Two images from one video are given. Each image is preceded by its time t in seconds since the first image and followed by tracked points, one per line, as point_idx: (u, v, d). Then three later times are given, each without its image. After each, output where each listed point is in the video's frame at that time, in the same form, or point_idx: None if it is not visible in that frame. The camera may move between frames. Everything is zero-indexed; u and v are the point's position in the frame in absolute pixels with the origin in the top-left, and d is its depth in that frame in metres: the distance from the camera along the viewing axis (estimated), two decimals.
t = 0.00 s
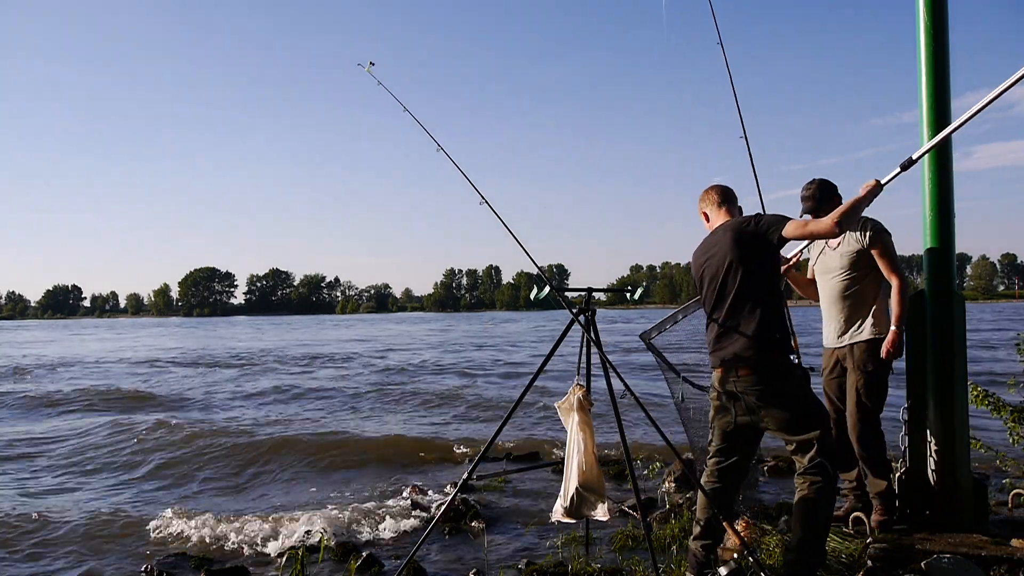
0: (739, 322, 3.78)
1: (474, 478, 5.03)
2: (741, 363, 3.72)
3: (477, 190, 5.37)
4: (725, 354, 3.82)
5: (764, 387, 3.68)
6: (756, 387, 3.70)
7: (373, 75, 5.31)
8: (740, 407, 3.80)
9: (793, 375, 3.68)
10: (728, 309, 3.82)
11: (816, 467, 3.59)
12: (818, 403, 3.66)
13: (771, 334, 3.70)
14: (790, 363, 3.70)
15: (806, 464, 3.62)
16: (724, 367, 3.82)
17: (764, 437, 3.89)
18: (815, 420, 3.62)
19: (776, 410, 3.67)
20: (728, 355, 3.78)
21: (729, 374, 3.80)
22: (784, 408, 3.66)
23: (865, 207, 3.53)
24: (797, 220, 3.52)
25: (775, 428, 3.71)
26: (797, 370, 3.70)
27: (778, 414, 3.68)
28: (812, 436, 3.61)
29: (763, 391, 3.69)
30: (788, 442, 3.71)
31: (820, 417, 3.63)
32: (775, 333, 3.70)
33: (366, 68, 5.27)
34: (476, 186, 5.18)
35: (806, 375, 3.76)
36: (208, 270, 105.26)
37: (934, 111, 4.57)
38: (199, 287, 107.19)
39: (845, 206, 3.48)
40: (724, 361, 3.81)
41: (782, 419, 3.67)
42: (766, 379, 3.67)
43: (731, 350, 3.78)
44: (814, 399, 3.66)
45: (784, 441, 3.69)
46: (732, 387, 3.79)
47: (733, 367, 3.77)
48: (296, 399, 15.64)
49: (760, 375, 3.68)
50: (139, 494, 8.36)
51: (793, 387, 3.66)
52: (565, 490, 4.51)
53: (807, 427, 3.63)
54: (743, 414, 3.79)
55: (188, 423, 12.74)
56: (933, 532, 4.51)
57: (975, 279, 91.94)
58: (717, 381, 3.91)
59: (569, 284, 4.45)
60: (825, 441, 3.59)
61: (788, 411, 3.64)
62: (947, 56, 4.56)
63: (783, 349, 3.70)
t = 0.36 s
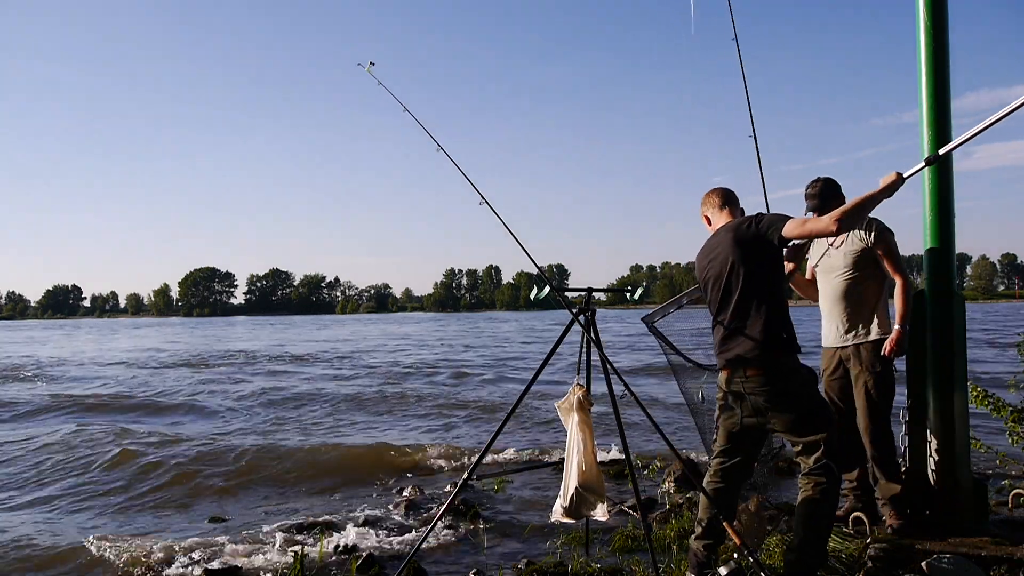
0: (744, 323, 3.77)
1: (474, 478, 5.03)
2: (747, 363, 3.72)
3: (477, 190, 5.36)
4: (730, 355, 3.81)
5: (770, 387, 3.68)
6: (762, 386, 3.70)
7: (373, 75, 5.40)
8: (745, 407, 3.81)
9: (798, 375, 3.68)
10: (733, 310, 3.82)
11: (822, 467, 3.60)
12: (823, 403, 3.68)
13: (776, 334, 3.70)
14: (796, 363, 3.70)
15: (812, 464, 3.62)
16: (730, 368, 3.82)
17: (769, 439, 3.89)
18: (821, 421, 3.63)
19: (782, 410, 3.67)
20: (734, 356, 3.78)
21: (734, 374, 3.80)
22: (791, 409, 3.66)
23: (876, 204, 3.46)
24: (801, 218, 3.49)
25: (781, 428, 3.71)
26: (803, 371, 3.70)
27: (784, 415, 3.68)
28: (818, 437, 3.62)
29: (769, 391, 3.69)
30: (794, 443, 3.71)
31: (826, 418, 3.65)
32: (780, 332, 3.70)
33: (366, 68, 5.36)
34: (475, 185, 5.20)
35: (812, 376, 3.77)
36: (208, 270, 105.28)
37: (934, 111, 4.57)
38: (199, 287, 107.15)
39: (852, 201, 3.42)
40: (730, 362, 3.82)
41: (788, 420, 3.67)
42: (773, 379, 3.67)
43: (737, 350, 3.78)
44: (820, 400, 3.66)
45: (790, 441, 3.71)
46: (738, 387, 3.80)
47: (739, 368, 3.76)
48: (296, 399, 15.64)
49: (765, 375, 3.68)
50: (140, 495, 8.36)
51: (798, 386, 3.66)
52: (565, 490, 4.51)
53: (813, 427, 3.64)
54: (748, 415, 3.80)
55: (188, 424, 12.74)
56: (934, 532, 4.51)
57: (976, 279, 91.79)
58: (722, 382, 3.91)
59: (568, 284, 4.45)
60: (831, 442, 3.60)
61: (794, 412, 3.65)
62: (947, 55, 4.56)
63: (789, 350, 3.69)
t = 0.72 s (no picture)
0: (739, 321, 3.78)
1: (474, 478, 5.02)
2: (742, 362, 3.73)
3: (477, 190, 5.38)
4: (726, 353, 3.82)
5: (764, 385, 3.68)
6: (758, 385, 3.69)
7: (373, 75, 5.57)
8: (740, 406, 3.80)
9: (793, 374, 3.67)
10: (729, 308, 3.83)
11: (819, 466, 3.59)
12: (819, 402, 3.67)
13: (771, 333, 3.69)
14: (791, 362, 3.69)
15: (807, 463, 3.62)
16: (726, 365, 3.83)
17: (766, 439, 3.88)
18: (817, 420, 3.63)
19: (777, 409, 3.67)
20: (729, 354, 3.79)
21: (730, 372, 3.80)
22: (785, 407, 3.66)
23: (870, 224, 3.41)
24: (791, 227, 3.50)
25: (777, 427, 3.71)
26: (799, 370, 3.70)
27: (779, 413, 3.68)
28: (814, 436, 3.62)
29: (763, 390, 3.69)
30: (791, 442, 3.71)
31: (822, 418, 3.64)
32: (775, 332, 3.70)
33: (366, 68, 5.54)
34: (475, 185, 5.20)
35: (807, 376, 3.76)
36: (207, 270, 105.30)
37: (934, 111, 4.57)
38: (199, 287, 107.10)
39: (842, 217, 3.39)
40: (726, 360, 3.82)
41: (783, 419, 3.67)
42: (767, 377, 3.67)
43: (732, 348, 3.78)
44: (815, 399, 3.66)
45: (786, 440, 3.70)
46: (734, 385, 3.80)
47: (734, 365, 3.77)
48: (295, 399, 15.64)
49: (760, 373, 3.68)
50: (138, 496, 8.36)
51: (796, 386, 3.66)
52: (565, 490, 4.51)
53: (809, 426, 3.64)
54: (743, 414, 3.79)
55: (188, 424, 12.74)
56: (933, 532, 4.51)
57: (976, 279, 91.84)
58: (719, 380, 3.91)
59: (569, 284, 4.44)
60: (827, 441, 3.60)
61: (788, 410, 3.65)
62: (947, 55, 4.55)
63: (783, 349, 3.69)
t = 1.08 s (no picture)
0: (728, 318, 3.79)
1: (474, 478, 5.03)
2: (730, 357, 3.73)
3: (477, 190, 5.39)
4: (716, 349, 3.82)
5: (751, 381, 3.67)
6: (745, 381, 3.69)
7: (373, 75, 5.44)
8: (731, 402, 3.80)
9: (778, 370, 3.66)
10: (719, 305, 3.84)
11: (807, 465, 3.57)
12: (809, 399, 3.65)
13: (757, 330, 3.69)
14: (777, 358, 3.68)
15: (797, 462, 3.60)
16: (716, 362, 3.84)
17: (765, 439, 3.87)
18: (805, 417, 3.60)
19: (764, 405, 3.66)
20: (719, 350, 3.80)
21: (720, 368, 3.81)
22: (771, 403, 3.65)
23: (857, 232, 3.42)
24: (780, 229, 3.53)
25: (767, 426, 3.69)
26: (785, 366, 3.67)
27: (766, 409, 3.66)
28: (800, 433, 3.59)
29: (750, 385, 3.68)
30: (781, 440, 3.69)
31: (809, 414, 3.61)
32: (762, 328, 3.69)
33: (366, 68, 5.40)
34: (476, 185, 5.20)
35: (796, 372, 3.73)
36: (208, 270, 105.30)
37: (934, 111, 4.57)
38: (199, 287, 107.09)
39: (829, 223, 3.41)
40: (716, 356, 3.83)
41: (772, 415, 3.65)
42: (753, 373, 3.66)
43: (721, 345, 3.79)
44: (802, 396, 3.63)
45: (775, 439, 3.66)
46: (724, 381, 3.80)
47: (724, 362, 3.77)
48: (295, 399, 15.63)
49: (747, 368, 3.68)
50: (138, 496, 8.37)
51: (784, 384, 3.64)
52: (565, 490, 4.52)
53: (795, 422, 3.61)
54: (734, 409, 3.79)
55: (189, 424, 12.75)
56: (933, 532, 4.51)
57: (976, 279, 91.83)
58: (711, 377, 3.91)
59: (569, 284, 4.44)
60: (813, 437, 3.57)
61: (775, 405, 3.64)
62: (947, 54, 4.56)
63: (769, 345, 3.68)
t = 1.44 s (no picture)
0: (725, 316, 3.79)
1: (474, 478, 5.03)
2: (727, 356, 3.73)
3: (477, 190, 5.41)
4: (715, 347, 3.82)
5: (748, 379, 3.68)
6: (742, 379, 3.69)
7: (373, 74, 5.55)
8: (728, 401, 3.81)
9: (774, 368, 3.65)
10: (717, 303, 3.84)
11: (804, 464, 3.57)
12: (805, 399, 3.65)
13: (753, 328, 3.69)
14: (774, 356, 3.67)
15: (794, 461, 3.59)
16: (713, 360, 3.83)
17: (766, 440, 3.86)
18: (801, 417, 3.60)
19: (760, 403, 3.66)
20: (716, 348, 3.79)
21: (717, 367, 3.81)
22: (769, 401, 3.64)
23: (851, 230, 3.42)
24: (776, 229, 3.54)
25: (765, 425, 3.69)
26: (781, 364, 3.67)
27: (763, 407, 3.66)
28: (796, 431, 3.58)
29: (747, 383, 3.68)
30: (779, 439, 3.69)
31: (805, 414, 3.61)
32: (758, 326, 3.69)
33: (366, 68, 5.51)
34: (476, 186, 5.21)
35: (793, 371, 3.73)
36: (208, 270, 105.31)
37: (934, 111, 4.57)
38: (200, 287, 107.08)
39: (824, 221, 3.41)
40: (713, 355, 3.83)
41: (768, 414, 3.65)
42: (750, 371, 3.66)
43: (719, 343, 3.79)
44: (798, 394, 3.63)
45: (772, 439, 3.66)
46: (721, 379, 3.80)
47: (721, 360, 3.77)
48: (296, 399, 15.63)
49: (743, 366, 3.68)
50: (138, 495, 8.37)
51: (781, 382, 3.64)
52: (565, 490, 4.52)
53: (791, 421, 3.60)
54: (732, 408, 3.79)
55: (190, 424, 12.76)
56: (933, 531, 4.51)
57: (976, 279, 91.81)
58: (709, 376, 3.91)
59: (569, 284, 4.44)
60: (809, 436, 3.56)
61: (772, 404, 3.63)
62: (947, 54, 4.56)
63: (765, 343, 3.68)
